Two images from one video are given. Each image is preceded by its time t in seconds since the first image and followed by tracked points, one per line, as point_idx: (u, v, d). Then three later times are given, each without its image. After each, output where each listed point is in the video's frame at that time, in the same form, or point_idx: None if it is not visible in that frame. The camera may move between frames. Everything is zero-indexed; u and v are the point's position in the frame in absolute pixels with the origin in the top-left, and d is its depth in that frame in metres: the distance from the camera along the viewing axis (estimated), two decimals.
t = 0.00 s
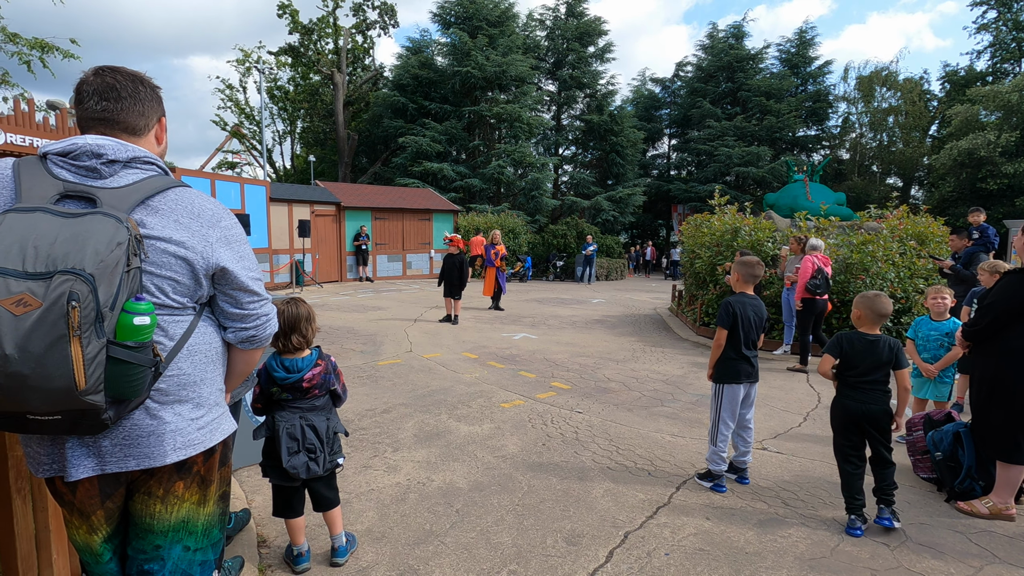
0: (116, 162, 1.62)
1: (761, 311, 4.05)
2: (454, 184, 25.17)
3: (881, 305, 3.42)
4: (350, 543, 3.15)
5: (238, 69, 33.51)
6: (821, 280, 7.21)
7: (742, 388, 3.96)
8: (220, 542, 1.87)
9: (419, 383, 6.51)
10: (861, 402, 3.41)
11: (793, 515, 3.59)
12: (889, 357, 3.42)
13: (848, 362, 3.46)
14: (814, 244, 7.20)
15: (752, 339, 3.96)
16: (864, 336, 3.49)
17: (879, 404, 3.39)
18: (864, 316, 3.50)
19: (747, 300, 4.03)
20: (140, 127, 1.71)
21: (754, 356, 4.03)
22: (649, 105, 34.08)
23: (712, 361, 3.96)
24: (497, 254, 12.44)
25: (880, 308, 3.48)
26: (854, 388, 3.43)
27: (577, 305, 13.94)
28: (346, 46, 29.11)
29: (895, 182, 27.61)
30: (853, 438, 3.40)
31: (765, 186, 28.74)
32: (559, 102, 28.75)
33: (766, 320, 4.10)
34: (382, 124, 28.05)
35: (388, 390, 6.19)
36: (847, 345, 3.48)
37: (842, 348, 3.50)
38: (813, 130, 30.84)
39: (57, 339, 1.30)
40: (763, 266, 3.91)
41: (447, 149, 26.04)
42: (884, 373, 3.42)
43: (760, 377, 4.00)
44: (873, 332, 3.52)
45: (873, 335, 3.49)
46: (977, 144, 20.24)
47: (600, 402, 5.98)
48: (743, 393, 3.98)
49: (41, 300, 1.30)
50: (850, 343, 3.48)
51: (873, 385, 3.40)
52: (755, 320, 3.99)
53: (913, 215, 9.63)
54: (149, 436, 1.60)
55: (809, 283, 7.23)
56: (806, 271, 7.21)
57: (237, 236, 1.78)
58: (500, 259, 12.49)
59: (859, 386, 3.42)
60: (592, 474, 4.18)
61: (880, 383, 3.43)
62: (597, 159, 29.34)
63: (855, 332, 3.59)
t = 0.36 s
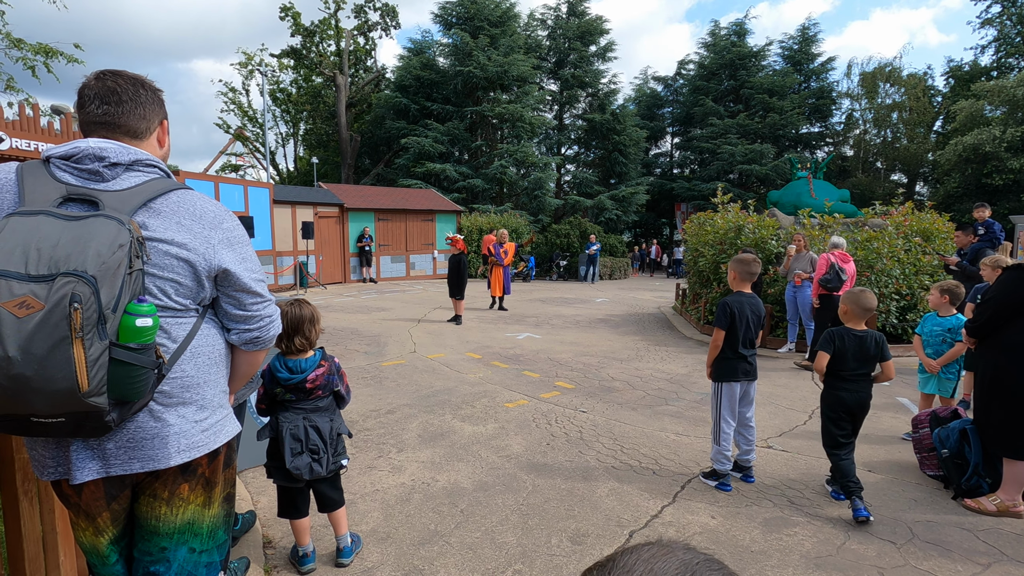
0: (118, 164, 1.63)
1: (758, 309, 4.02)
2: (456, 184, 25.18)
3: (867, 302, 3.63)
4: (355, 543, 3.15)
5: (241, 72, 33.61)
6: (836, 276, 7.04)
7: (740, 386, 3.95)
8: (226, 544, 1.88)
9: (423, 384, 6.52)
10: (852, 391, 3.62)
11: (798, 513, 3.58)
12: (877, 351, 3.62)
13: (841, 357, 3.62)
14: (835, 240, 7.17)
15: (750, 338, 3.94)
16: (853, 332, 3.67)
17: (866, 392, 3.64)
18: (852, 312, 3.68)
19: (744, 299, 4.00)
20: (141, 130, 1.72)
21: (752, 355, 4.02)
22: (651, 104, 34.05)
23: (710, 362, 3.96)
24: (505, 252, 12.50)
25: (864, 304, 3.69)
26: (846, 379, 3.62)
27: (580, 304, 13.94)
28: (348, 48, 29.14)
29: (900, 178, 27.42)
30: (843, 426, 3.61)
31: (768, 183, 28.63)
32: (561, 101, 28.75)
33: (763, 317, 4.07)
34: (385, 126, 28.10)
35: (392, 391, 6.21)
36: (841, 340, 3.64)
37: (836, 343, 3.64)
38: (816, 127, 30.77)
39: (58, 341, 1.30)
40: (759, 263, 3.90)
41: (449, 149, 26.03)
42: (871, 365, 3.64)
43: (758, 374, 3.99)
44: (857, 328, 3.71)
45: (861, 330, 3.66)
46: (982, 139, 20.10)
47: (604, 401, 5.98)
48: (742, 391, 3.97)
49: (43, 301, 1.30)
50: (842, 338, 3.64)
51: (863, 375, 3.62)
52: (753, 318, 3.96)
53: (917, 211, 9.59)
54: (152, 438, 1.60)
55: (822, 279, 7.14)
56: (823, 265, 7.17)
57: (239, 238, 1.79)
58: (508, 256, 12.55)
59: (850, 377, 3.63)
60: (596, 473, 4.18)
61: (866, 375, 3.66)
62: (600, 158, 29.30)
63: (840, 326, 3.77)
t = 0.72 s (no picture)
0: (123, 169, 1.64)
1: (757, 308, 4.01)
2: (457, 186, 25.20)
3: (841, 296, 3.87)
4: (358, 545, 3.16)
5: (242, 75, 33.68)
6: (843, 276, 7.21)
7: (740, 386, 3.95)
8: (231, 547, 1.89)
9: (425, 385, 6.53)
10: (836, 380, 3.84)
11: (802, 513, 3.58)
12: (855, 341, 3.89)
13: (825, 350, 3.84)
14: (842, 241, 7.30)
15: (750, 338, 3.93)
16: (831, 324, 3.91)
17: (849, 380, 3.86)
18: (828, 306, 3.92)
19: (743, 299, 3.99)
20: (146, 135, 1.73)
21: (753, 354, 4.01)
22: (652, 104, 34.11)
23: (710, 362, 3.95)
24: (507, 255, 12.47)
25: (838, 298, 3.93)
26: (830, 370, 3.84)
27: (581, 305, 13.94)
28: (349, 50, 29.19)
29: (901, 178, 27.34)
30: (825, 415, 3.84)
31: (769, 184, 28.61)
32: (562, 103, 28.80)
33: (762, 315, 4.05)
34: (385, 128, 28.17)
35: (395, 393, 6.21)
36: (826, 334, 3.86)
37: (819, 337, 3.86)
38: (817, 127, 30.81)
39: (62, 345, 1.31)
40: (758, 263, 3.88)
41: (450, 151, 26.03)
42: (850, 354, 3.90)
43: (758, 374, 3.99)
44: (833, 320, 3.97)
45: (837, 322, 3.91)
46: (983, 138, 20.08)
47: (606, 402, 5.98)
48: (743, 391, 3.98)
49: (47, 306, 1.31)
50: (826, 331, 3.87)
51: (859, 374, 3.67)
52: (752, 319, 3.96)
53: (919, 210, 9.57)
54: (156, 442, 1.61)
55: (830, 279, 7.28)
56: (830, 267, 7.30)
57: (243, 241, 1.79)
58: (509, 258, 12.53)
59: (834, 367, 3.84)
60: (599, 474, 4.18)
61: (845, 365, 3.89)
62: (600, 159, 29.32)
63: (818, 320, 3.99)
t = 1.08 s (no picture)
0: (126, 170, 1.65)
1: (758, 305, 4.02)
2: (459, 185, 25.18)
3: (809, 290, 4.05)
4: (362, 543, 3.17)
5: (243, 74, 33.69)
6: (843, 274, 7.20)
7: (743, 383, 3.95)
8: (235, 545, 1.90)
9: (427, 384, 6.55)
10: (810, 370, 3.99)
11: (804, 510, 3.58)
12: (827, 331, 4.02)
13: (794, 341, 4.01)
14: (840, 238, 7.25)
15: (751, 335, 3.95)
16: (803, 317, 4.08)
17: (825, 370, 4.00)
18: (798, 300, 4.09)
19: (744, 297, 4.00)
20: (149, 137, 1.74)
21: (756, 350, 4.01)
22: (653, 101, 34.07)
23: (713, 359, 3.97)
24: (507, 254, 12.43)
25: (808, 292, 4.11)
26: (804, 361, 3.99)
27: (583, 303, 13.94)
28: (349, 49, 29.19)
29: (903, 173, 27.23)
30: (803, 405, 4.00)
31: (771, 180, 28.54)
32: (563, 100, 28.79)
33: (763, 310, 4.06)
34: (386, 127, 28.19)
35: (397, 391, 6.23)
36: (794, 326, 4.03)
37: (789, 329, 4.03)
38: (819, 123, 30.74)
39: (67, 346, 1.32)
40: (758, 259, 3.88)
41: (451, 150, 26.03)
42: (823, 345, 4.04)
43: (761, 370, 3.98)
44: (806, 313, 4.13)
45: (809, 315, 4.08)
46: (986, 133, 20.01)
47: (609, 400, 5.98)
48: (745, 388, 3.98)
49: (52, 307, 1.32)
50: (795, 323, 4.04)
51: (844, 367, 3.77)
52: (754, 315, 3.96)
53: (922, 206, 9.53)
54: (160, 442, 1.62)
55: (827, 278, 7.31)
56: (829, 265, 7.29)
57: (245, 242, 1.80)
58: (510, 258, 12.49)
59: (808, 357, 3.99)
60: (601, 472, 4.19)
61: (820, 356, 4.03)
62: (602, 157, 29.30)
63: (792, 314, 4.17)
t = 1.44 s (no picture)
0: (130, 171, 1.66)
1: (760, 303, 4.01)
2: (460, 184, 25.17)
3: (806, 287, 4.08)
4: (364, 541, 3.19)
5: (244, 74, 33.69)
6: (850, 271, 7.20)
7: (744, 381, 3.95)
8: (239, 543, 1.92)
9: (429, 383, 6.56)
10: (807, 366, 3.99)
11: (805, 508, 3.59)
12: (826, 328, 4.04)
13: (795, 338, 4.00)
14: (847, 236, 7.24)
15: (752, 333, 3.95)
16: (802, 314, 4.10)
17: (820, 366, 4.01)
18: (796, 298, 4.11)
19: (746, 295, 4.00)
20: (152, 137, 1.74)
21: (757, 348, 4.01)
22: (654, 100, 34.06)
23: (714, 357, 3.98)
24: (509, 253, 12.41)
25: (806, 289, 4.13)
26: (801, 358, 3.98)
27: (584, 302, 13.94)
28: (350, 49, 29.19)
29: (905, 171, 27.18)
30: (800, 402, 4.01)
31: (772, 178, 28.50)
32: (563, 99, 28.82)
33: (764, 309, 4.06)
34: (387, 126, 28.21)
35: (399, 390, 6.24)
36: (795, 323, 4.02)
37: (790, 326, 4.03)
38: (820, 120, 30.72)
39: (72, 345, 1.33)
40: (759, 258, 3.90)
41: (452, 149, 26.03)
42: (821, 342, 4.05)
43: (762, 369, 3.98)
44: (804, 310, 4.14)
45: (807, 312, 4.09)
46: (988, 131, 19.97)
47: (610, 399, 5.99)
48: (746, 386, 3.99)
49: (57, 306, 1.33)
50: (796, 321, 4.03)
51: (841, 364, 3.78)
52: (755, 313, 3.97)
53: (923, 204, 9.52)
54: (165, 440, 1.63)
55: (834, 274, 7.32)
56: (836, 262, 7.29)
57: (248, 241, 1.82)
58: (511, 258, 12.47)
59: (805, 355, 3.99)
60: (603, 470, 4.19)
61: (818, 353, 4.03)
62: (602, 156, 29.26)
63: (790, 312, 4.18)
